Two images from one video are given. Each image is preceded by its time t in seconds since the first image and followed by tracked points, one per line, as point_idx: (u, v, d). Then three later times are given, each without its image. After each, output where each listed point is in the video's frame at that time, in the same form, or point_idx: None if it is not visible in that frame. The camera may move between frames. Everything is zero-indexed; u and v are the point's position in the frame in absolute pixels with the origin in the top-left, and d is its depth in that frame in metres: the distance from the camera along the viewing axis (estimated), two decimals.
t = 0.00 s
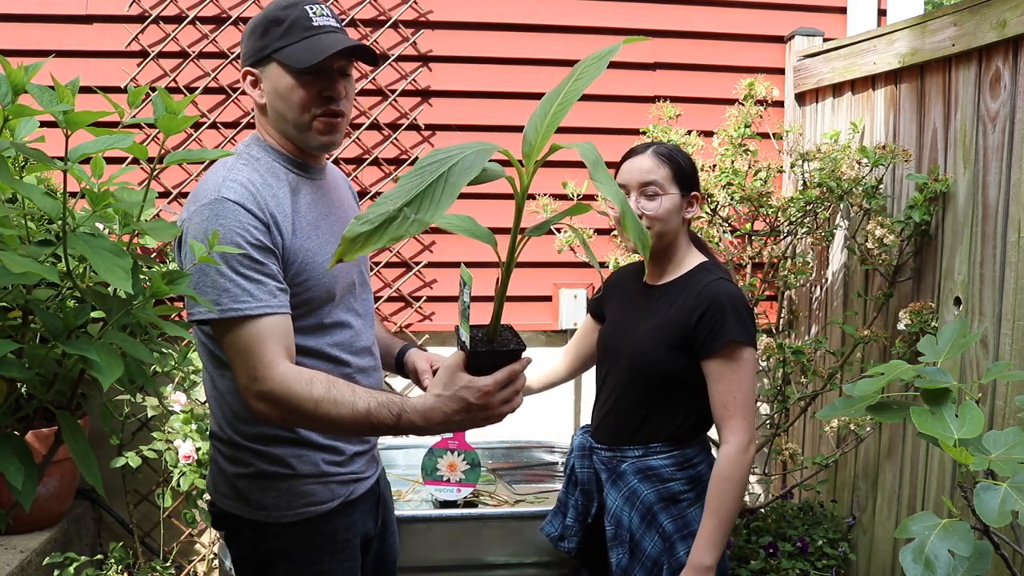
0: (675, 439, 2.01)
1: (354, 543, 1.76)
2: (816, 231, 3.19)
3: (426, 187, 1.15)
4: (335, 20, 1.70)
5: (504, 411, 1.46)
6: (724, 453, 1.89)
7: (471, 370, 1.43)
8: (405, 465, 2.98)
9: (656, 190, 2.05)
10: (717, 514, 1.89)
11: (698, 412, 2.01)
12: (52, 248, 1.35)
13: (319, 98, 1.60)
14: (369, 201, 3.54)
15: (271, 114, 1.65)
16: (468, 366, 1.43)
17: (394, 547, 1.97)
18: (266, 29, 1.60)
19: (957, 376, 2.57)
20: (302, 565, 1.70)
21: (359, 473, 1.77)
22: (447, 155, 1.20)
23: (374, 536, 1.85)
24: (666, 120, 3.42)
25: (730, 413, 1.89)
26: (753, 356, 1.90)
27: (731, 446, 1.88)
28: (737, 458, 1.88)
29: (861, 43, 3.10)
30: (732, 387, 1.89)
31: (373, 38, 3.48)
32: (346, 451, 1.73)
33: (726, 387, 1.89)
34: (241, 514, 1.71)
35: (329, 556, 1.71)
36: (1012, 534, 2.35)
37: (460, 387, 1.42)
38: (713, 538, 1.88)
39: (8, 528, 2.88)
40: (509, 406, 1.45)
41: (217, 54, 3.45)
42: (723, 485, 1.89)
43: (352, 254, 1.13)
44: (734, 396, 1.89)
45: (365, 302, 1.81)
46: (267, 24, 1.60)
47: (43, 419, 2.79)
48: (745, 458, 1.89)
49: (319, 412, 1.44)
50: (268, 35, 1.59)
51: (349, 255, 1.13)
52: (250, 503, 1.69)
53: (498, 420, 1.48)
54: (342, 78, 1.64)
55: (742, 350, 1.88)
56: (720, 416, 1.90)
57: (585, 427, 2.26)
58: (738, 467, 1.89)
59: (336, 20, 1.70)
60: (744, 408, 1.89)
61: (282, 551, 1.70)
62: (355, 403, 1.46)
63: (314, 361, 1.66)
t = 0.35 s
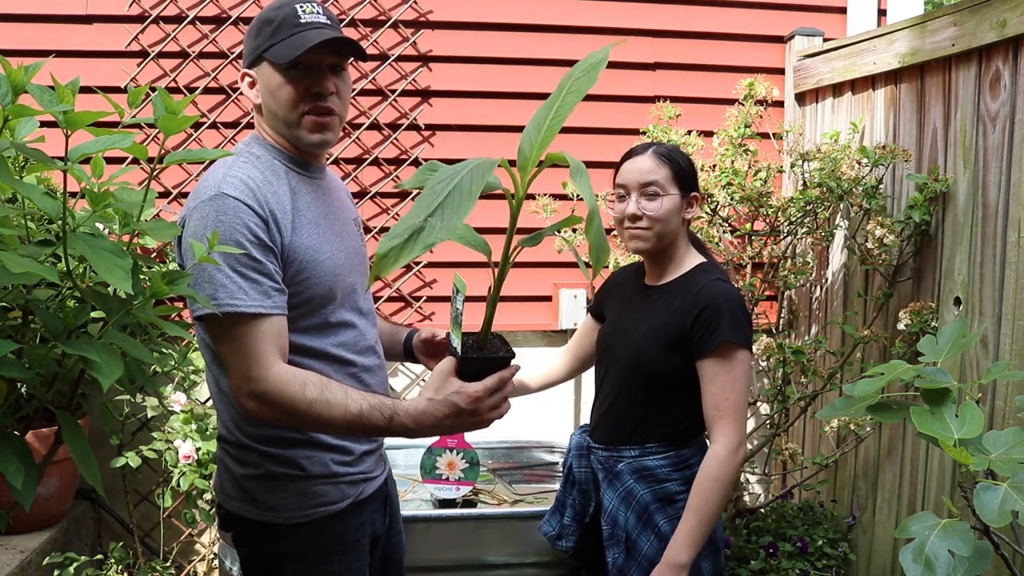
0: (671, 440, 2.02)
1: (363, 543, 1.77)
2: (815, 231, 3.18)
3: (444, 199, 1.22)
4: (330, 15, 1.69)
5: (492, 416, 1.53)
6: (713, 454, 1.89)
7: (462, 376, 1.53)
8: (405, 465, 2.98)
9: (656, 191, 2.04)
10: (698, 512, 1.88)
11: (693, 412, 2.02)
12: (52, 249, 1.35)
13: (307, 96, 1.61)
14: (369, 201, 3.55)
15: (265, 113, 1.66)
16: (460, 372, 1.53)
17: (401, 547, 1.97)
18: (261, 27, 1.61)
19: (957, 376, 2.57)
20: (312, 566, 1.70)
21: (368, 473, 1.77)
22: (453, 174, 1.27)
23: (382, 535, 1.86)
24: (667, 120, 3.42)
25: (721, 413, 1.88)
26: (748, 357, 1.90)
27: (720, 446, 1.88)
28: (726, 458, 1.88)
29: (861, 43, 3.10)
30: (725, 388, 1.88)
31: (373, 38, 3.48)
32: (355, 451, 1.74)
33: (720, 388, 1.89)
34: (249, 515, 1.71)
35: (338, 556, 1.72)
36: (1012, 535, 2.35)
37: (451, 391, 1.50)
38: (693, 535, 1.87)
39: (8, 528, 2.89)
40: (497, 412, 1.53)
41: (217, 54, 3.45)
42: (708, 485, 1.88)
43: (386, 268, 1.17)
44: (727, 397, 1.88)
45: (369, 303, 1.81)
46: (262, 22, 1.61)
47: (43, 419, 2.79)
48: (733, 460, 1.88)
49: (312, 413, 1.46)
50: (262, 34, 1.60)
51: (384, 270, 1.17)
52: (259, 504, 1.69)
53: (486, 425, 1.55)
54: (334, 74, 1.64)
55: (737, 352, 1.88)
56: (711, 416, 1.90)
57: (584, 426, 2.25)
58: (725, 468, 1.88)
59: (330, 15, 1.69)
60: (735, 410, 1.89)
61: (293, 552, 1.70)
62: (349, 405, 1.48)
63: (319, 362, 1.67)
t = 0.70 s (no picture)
0: (671, 440, 2.02)
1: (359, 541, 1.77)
2: (815, 231, 3.19)
3: (433, 220, 1.19)
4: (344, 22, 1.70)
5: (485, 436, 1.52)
6: (722, 456, 1.89)
7: (457, 396, 1.52)
8: (405, 465, 2.98)
9: (649, 189, 2.05)
10: (713, 517, 1.88)
11: (693, 413, 2.02)
12: (52, 249, 1.35)
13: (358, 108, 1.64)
14: (369, 201, 3.55)
15: (302, 116, 1.60)
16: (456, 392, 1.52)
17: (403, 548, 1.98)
18: (268, 32, 1.56)
19: (957, 375, 2.57)
20: (311, 565, 1.70)
21: (362, 469, 1.78)
22: (450, 194, 1.24)
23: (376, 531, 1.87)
24: (667, 120, 3.42)
25: (725, 416, 1.88)
26: (751, 359, 1.90)
27: (727, 449, 1.88)
28: (733, 461, 1.88)
29: (861, 43, 3.10)
30: (730, 390, 1.88)
31: (373, 38, 3.48)
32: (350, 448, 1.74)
33: (725, 389, 1.89)
34: (246, 516, 1.70)
35: (337, 554, 1.72)
36: (1012, 534, 2.35)
37: (446, 411, 1.49)
38: (709, 540, 1.87)
39: (8, 528, 2.89)
40: (490, 433, 1.52)
41: (217, 54, 3.45)
42: (721, 490, 1.88)
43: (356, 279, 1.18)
44: (730, 399, 1.88)
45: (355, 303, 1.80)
46: (269, 26, 1.56)
47: (43, 419, 2.79)
48: (741, 463, 1.88)
49: (307, 427, 1.47)
50: (274, 37, 1.55)
51: (354, 280, 1.18)
52: (256, 506, 1.68)
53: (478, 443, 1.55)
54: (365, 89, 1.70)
55: (740, 353, 1.88)
56: (716, 419, 1.90)
57: (583, 426, 2.25)
58: (734, 472, 1.88)
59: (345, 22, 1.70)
60: (740, 412, 1.89)
61: (292, 551, 1.70)
62: (344, 419, 1.50)
63: (318, 363, 1.66)
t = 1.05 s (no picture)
0: (674, 440, 2.01)
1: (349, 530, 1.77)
2: (815, 231, 3.19)
3: (403, 278, 1.23)
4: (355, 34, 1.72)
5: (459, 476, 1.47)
6: (723, 456, 1.89)
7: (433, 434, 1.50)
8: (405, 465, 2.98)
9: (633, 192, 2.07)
10: (714, 516, 1.88)
11: (696, 413, 2.01)
12: (52, 248, 1.35)
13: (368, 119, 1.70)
14: (369, 201, 3.56)
15: (323, 126, 1.61)
16: (433, 431, 1.50)
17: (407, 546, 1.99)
18: (310, 42, 1.55)
19: (957, 375, 2.57)
20: (307, 548, 1.71)
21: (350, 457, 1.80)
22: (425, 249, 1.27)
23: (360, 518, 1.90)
24: (667, 120, 3.42)
25: (728, 416, 1.88)
26: (753, 360, 1.90)
27: (729, 449, 1.88)
28: (735, 461, 1.88)
29: (861, 43, 3.10)
30: (732, 390, 1.88)
31: (374, 39, 3.49)
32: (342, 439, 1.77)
33: (727, 389, 1.89)
34: (244, 503, 1.69)
35: (329, 537, 1.73)
36: (1012, 534, 2.35)
37: (417, 447, 1.47)
38: (708, 538, 1.87)
39: (8, 528, 2.89)
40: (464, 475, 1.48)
41: (217, 54, 3.45)
42: (721, 489, 1.89)
43: (334, 342, 1.22)
44: (733, 399, 1.88)
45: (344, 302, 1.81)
46: (313, 36, 1.55)
47: (43, 419, 2.79)
48: (743, 462, 1.89)
49: (286, 445, 1.48)
50: (317, 49, 1.55)
51: (334, 342, 1.22)
52: (254, 493, 1.67)
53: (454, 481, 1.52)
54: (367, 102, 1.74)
55: (742, 354, 1.88)
56: (719, 419, 1.90)
57: (585, 426, 2.26)
58: (735, 471, 1.88)
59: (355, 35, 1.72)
60: (742, 412, 1.89)
61: (288, 534, 1.70)
62: (321, 441, 1.50)
63: (315, 362, 1.68)
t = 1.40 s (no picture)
0: (675, 442, 2.01)
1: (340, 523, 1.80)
2: (815, 231, 3.19)
3: (351, 301, 1.18)
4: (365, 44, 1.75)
5: (405, 498, 1.50)
6: (724, 460, 1.88)
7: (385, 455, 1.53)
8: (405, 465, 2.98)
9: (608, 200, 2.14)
10: (714, 520, 1.88)
11: (697, 415, 2.01)
12: (52, 248, 1.35)
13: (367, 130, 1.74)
14: (369, 201, 3.56)
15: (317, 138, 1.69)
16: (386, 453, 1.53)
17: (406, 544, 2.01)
18: (307, 56, 1.62)
19: (957, 375, 2.57)
20: (292, 530, 1.77)
21: (341, 447, 1.85)
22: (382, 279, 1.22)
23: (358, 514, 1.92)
24: (667, 120, 3.42)
25: (729, 419, 1.88)
26: (753, 363, 1.89)
27: (731, 452, 1.88)
28: (737, 465, 1.87)
29: (861, 43, 3.10)
30: (732, 395, 1.88)
31: (373, 39, 3.49)
32: (334, 430, 1.84)
33: (727, 394, 1.88)
34: (241, 485, 1.77)
35: (315, 519, 1.78)
36: (1012, 534, 2.35)
37: (366, 465, 1.52)
38: (710, 544, 1.87)
39: (8, 528, 2.89)
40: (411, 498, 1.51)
41: (217, 54, 3.45)
42: (722, 492, 1.88)
43: (273, 351, 1.18)
44: (734, 403, 1.88)
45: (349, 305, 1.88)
46: (310, 50, 1.62)
47: (43, 419, 2.79)
48: (745, 466, 1.88)
49: (253, 439, 1.55)
50: (312, 62, 1.62)
51: (270, 351, 1.17)
52: (247, 476, 1.75)
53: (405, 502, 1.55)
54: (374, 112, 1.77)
55: (742, 357, 1.87)
56: (720, 422, 1.90)
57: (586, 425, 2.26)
58: (736, 475, 1.87)
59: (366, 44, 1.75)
60: (744, 417, 1.88)
61: (276, 514, 1.77)
62: (283, 442, 1.56)
63: (304, 358, 1.76)
